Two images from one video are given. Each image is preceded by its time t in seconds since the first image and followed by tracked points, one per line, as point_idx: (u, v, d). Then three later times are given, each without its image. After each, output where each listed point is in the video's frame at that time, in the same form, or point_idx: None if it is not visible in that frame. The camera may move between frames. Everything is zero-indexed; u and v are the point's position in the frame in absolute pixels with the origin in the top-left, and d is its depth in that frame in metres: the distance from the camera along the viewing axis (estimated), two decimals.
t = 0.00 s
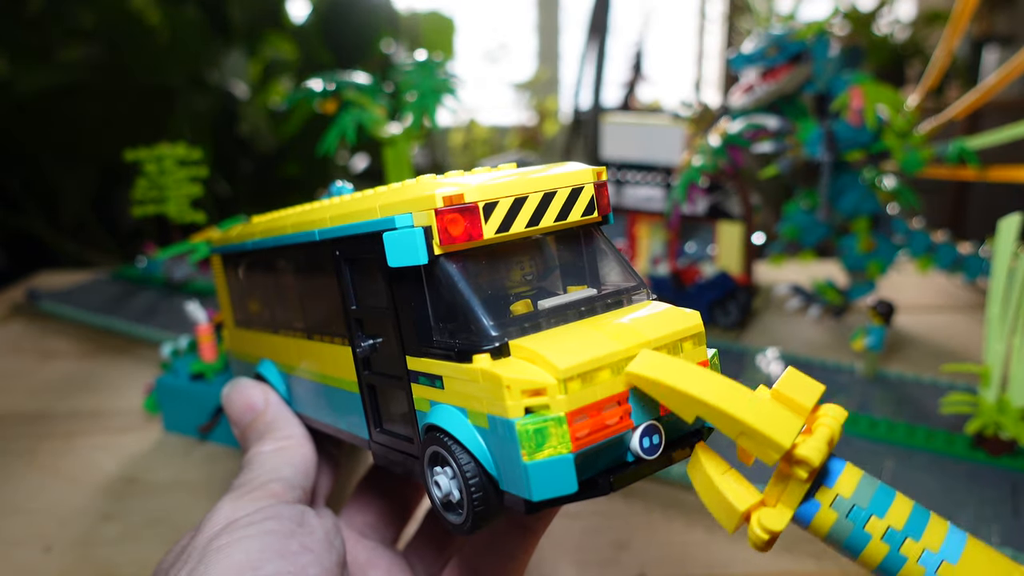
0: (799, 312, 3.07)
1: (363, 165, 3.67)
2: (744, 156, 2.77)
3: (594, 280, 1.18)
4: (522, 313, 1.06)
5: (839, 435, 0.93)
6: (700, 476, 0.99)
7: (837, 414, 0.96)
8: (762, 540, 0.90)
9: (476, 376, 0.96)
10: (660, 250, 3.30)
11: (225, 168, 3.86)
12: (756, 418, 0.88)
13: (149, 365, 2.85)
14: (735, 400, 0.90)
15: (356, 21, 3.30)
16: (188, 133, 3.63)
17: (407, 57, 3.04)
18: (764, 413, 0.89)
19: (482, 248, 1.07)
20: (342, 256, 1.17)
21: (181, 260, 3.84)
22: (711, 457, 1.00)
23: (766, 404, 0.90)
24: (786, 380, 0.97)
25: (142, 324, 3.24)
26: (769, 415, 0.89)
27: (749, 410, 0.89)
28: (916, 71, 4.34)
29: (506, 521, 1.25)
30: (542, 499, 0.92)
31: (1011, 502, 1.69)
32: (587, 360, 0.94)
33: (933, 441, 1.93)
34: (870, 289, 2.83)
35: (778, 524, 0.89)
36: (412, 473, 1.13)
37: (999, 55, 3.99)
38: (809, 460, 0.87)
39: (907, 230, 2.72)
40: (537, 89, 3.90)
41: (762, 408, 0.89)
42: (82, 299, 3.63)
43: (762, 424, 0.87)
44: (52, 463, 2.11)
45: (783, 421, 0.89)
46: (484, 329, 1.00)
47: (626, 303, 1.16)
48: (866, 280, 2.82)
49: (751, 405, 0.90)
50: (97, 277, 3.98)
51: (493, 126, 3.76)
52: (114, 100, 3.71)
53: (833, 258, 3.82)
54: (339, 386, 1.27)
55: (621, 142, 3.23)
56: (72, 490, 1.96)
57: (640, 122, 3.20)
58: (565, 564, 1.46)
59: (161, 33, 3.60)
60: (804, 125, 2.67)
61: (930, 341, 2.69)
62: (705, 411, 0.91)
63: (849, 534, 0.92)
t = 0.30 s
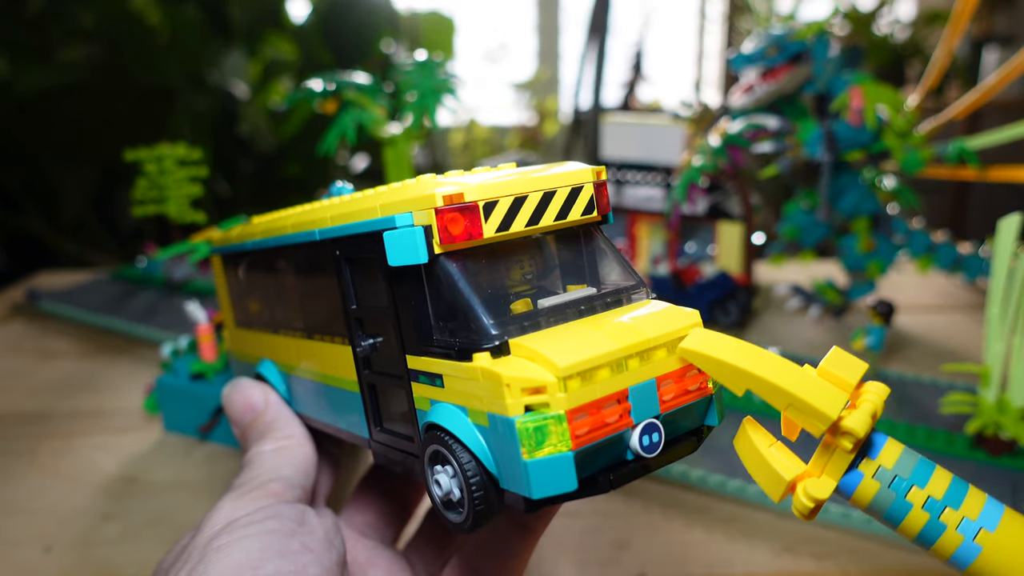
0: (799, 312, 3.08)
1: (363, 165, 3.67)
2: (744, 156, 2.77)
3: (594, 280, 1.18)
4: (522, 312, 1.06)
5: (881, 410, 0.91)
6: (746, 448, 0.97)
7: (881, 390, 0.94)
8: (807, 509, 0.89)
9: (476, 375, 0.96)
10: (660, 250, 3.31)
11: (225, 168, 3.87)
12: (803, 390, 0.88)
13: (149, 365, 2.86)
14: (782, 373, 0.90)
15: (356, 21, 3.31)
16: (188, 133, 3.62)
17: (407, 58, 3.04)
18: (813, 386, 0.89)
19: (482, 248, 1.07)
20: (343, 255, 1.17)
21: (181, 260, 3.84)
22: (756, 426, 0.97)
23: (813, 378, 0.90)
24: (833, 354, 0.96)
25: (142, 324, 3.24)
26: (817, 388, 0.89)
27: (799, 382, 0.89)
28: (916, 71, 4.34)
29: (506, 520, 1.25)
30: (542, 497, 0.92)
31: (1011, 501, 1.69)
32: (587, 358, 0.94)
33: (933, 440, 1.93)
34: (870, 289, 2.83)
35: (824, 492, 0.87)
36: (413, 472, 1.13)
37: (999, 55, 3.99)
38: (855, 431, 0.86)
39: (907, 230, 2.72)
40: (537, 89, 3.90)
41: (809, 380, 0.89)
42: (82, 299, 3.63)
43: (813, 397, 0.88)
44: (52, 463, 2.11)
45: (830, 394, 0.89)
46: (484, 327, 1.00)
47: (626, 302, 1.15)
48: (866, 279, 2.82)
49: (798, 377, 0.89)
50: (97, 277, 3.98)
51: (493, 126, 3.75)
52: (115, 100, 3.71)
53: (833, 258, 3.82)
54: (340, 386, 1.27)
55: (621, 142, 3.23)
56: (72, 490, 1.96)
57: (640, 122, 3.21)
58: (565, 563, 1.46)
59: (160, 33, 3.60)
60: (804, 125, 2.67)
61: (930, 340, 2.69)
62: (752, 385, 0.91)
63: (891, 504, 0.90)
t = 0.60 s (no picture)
0: (799, 312, 3.08)
1: (363, 165, 3.67)
2: (744, 156, 2.78)
3: (595, 280, 1.18)
4: (521, 312, 1.06)
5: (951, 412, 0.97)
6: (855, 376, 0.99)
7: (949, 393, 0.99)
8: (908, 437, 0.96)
9: (476, 374, 0.96)
10: (660, 250, 3.31)
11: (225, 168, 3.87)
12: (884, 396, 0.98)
13: (150, 364, 2.86)
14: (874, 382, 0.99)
15: (357, 21, 3.31)
16: (188, 133, 3.62)
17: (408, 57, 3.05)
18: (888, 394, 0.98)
19: (482, 247, 1.07)
20: (343, 255, 1.17)
21: (181, 260, 3.84)
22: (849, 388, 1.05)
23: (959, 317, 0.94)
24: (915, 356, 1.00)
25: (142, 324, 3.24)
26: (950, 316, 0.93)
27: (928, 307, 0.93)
28: (916, 72, 4.34)
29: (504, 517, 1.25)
30: (540, 496, 0.92)
31: (1011, 501, 1.69)
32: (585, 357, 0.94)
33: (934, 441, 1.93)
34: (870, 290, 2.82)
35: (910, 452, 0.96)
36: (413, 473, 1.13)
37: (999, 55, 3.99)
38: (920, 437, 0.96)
39: (906, 231, 2.72)
40: (537, 89, 3.90)
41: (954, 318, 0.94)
42: (82, 299, 3.63)
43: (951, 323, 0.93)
44: (53, 462, 2.12)
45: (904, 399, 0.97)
46: (484, 327, 1.00)
47: (626, 303, 1.15)
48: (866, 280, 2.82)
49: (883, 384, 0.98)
50: (97, 277, 3.98)
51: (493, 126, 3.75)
52: (115, 100, 3.72)
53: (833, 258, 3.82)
54: (341, 386, 1.27)
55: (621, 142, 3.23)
56: (72, 490, 1.96)
57: (639, 122, 3.23)
58: (565, 563, 1.47)
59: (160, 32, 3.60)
60: (804, 125, 2.67)
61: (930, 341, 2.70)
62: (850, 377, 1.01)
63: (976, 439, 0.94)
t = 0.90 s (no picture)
0: (799, 312, 3.08)
1: (363, 165, 3.67)
2: (743, 156, 2.78)
3: (587, 275, 1.18)
4: (512, 307, 1.06)
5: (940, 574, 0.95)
6: None
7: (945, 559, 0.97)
8: None
9: (465, 369, 0.96)
10: (660, 250, 3.31)
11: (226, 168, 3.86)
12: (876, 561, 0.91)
13: (150, 365, 2.86)
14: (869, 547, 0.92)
15: (356, 21, 3.31)
16: (188, 133, 3.62)
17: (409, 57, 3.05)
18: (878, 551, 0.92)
19: (472, 243, 1.07)
20: (336, 253, 1.17)
21: (180, 259, 3.84)
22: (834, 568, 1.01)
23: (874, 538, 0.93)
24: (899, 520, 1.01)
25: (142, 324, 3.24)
26: (867, 539, 0.93)
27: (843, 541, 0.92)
28: (916, 72, 4.34)
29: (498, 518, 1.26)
30: (529, 492, 0.91)
31: (1011, 501, 1.69)
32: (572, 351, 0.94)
33: (933, 441, 1.93)
34: (870, 290, 2.83)
35: None
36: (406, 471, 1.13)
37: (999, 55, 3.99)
38: None
39: (906, 230, 2.72)
40: (537, 89, 3.89)
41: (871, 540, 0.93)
42: (82, 300, 3.63)
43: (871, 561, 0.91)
44: (52, 462, 2.12)
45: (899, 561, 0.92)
46: (473, 321, 1.00)
47: (617, 298, 1.16)
48: (866, 279, 2.83)
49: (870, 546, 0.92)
50: (97, 277, 3.98)
51: (493, 127, 3.74)
52: (115, 100, 3.72)
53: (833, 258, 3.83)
54: (336, 385, 1.28)
55: (621, 142, 3.23)
56: (72, 490, 1.96)
57: (640, 122, 3.23)
58: (565, 563, 1.46)
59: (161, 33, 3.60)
60: (803, 125, 2.67)
61: (931, 341, 2.69)
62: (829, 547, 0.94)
63: None
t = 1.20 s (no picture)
0: (799, 312, 3.08)
1: (363, 166, 3.67)
2: (743, 156, 2.79)
3: (592, 274, 1.18)
4: (517, 302, 1.06)
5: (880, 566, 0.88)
6: None
7: (879, 541, 0.90)
8: None
9: (471, 362, 0.96)
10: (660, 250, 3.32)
11: (226, 168, 3.86)
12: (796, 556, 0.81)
13: (150, 364, 2.86)
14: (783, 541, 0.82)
15: (356, 21, 3.32)
16: (188, 134, 3.63)
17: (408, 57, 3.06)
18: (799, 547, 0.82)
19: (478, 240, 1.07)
20: (342, 250, 1.18)
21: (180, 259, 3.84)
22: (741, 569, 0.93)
23: (799, 532, 0.83)
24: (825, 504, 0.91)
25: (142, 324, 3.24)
26: (790, 534, 0.83)
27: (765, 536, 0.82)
28: (916, 72, 4.34)
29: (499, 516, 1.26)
30: (534, 484, 0.91)
31: (1011, 501, 1.69)
32: (578, 345, 0.95)
33: (933, 441, 1.93)
34: (870, 289, 2.83)
35: None
36: (404, 468, 1.13)
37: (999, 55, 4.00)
38: None
39: (906, 230, 2.72)
40: (537, 89, 3.91)
41: (788, 530, 0.83)
42: (82, 300, 3.64)
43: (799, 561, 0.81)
44: (53, 462, 2.12)
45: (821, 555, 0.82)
46: (479, 316, 1.01)
47: (620, 295, 1.16)
48: (865, 279, 2.83)
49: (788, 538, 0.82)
50: (97, 277, 3.98)
51: (493, 127, 3.75)
52: (115, 100, 3.72)
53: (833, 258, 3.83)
54: (337, 383, 1.28)
55: (621, 142, 3.22)
56: (72, 490, 1.96)
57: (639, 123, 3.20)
58: (565, 563, 1.45)
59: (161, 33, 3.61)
60: (804, 125, 2.68)
61: (930, 341, 2.70)
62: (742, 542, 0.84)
63: None
